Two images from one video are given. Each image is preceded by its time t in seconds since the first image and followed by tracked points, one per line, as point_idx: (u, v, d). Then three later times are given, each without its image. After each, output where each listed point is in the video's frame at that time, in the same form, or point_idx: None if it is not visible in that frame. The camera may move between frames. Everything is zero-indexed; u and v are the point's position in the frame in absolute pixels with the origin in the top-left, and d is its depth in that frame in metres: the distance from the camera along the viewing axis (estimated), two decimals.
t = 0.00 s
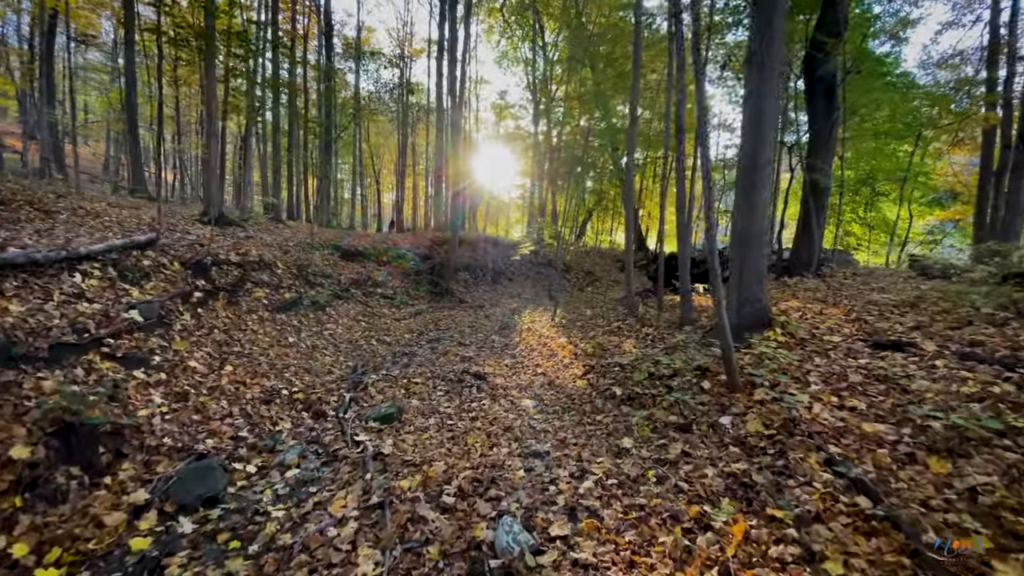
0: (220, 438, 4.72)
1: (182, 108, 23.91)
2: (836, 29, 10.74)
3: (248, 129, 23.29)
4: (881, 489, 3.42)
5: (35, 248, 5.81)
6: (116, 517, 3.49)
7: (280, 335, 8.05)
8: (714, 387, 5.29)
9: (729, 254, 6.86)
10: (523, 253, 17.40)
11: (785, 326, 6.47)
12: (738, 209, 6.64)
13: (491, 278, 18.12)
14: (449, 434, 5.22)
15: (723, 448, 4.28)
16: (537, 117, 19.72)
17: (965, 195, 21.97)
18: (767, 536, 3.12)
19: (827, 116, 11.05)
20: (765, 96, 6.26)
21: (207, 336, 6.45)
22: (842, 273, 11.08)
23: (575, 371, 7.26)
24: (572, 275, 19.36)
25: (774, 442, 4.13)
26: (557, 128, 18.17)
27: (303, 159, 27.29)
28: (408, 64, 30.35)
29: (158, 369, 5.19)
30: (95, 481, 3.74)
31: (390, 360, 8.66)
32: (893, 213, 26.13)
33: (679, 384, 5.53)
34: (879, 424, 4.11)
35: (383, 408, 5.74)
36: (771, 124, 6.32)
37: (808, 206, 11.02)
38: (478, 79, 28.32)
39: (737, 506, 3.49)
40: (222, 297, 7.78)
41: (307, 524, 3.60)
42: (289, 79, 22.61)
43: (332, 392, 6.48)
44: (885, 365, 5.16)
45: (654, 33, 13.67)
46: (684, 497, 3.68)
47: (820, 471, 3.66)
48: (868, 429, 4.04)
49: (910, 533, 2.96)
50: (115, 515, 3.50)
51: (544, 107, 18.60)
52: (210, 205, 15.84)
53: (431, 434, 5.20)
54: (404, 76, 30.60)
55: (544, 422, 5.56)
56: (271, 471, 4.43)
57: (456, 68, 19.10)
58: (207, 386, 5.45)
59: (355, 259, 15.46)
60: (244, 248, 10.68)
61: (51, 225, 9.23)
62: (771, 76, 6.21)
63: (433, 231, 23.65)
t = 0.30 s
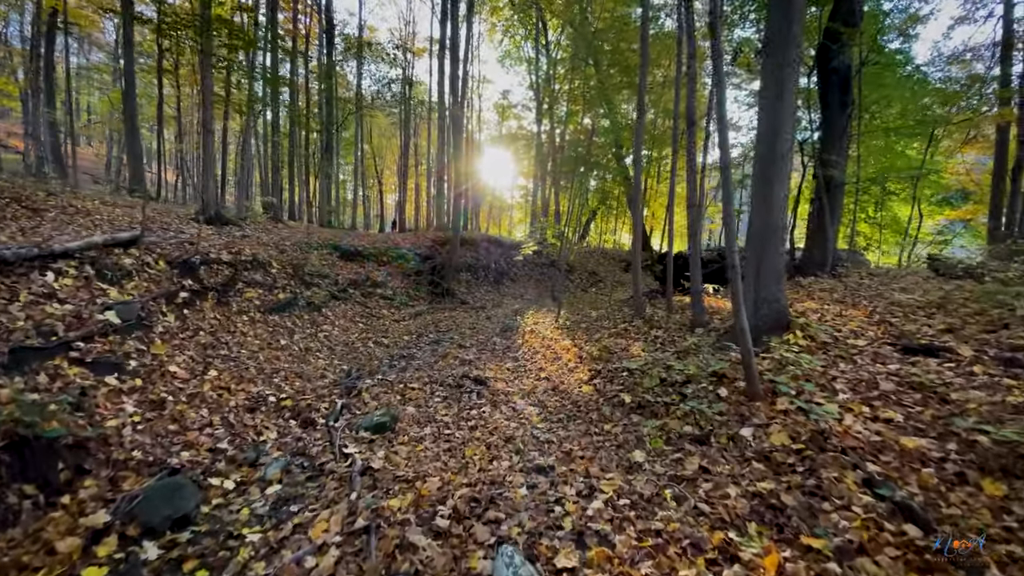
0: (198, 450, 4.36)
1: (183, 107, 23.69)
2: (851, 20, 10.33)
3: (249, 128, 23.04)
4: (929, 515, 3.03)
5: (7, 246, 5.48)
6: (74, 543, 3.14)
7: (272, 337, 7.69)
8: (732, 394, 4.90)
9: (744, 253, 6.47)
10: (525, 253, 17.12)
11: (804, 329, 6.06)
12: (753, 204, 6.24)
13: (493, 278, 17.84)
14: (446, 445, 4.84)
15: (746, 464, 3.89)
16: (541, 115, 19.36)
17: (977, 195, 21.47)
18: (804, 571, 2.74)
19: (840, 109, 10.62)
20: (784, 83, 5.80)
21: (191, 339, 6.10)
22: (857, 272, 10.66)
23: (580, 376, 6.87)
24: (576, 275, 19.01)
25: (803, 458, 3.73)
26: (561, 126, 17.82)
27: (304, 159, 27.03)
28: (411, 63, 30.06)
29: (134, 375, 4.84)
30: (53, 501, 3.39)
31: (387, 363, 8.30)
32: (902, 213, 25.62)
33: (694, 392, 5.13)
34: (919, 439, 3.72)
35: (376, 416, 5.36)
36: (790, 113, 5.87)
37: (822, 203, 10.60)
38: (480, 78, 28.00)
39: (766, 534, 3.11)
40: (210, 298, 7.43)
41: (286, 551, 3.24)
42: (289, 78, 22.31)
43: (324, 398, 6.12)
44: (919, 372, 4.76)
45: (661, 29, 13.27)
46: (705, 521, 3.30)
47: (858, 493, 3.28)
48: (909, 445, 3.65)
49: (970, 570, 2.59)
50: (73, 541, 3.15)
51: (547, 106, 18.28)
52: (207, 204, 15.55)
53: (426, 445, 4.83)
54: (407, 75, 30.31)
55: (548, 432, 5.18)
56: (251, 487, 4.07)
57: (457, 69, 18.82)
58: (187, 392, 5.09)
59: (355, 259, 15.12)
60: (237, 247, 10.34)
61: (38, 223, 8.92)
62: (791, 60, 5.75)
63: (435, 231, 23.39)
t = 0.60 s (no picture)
0: (175, 464, 4.06)
1: (183, 107, 23.51)
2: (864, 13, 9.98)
3: (250, 129, 22.83)
4: (981, 543, 2.69)
5: None
6: (26, 570, 2.85)
7: (264, 341, 7.40)
8: (748, 404, 4.57)
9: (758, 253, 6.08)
10: (528, 254, 16.83)
11: (823, 334, 5.73)
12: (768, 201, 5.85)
13: (495, 280, 17.57)
14: (443, 458, 4.52)
15: (768, 482, 3.57)
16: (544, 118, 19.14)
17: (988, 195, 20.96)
18: None
19: (853, 105, 10.29)
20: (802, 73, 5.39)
21: (176, 343, 5.81)
22: (871, 274, 10.32)
23: (585, 381, 6.55)
24: (579, 276, 18.74)
25: (833, 478, 3.40)
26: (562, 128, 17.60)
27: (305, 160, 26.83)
28: (413, 64, 29.85)
29: (110, 383, 4.55)
30: (7, 523, 3.09)
31: (383, 368, 7.97)
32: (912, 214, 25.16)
33: (708, 401, 4.78)
34: (959, 455, 3.39)
35: (368, 424, 5.04)
36: (807, 105, 5.47)
37: (835, 201, 10.27)
38: (483, 78, 27.71)
39: (797, 565, 2.78)
40: (200, 300, 7.15)
41: None
42: (292, 83, 22.23)
43: (316, 404, 5.83)
44: (953, 380, 4.42)
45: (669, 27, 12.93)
46: (726, 548, 2.98)
47: (897, 518, 2.96)
48: (949, 462, 3.33)
49: None
50: (26, 568, 2.85)
51: (551, 106, 17.98)
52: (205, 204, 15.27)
53: (421, 458, 4.51)
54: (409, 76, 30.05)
55: (552, 443, 4.85)
56: (231, 504, 3.77)
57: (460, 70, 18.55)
58: (168, 400, 4.80)
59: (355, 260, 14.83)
60: (231, 247, 10.05)
61: (26, 222, 8.66)
62: (808, 49, 5.36)
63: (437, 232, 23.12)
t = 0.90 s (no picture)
0: (142, 477, 3.73)
1: (183, 105, 23.28)
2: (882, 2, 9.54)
3: (249, 127, 22.54)
4: None
5: None
6: None
7: (253, 341, 7.06)
8: (769, 413, 4.18)
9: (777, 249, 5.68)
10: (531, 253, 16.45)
11: (846, 334, 5.32)
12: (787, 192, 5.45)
13: (498, 279, 17.22)
14: (436, 469, 4.15)
15: (795, 501, 3.20)
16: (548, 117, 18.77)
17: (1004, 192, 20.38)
18: None
19: (871, 96, 9.85)
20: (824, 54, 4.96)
21: (155, 344, 5.47)
22: (890, 272, 9.87)
23: (591, 385, 6.16)
24: (583, 276, 18.36)
25: (870, 498, 3.02)
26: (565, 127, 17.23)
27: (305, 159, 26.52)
28: (416, 62, 29.52)
29: (76, 388, 4.24)
30: None
31: (378, 370, 7.61)
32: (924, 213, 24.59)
33: (725, 408, 4.39)
34: (1013, 471, 2.99)
35: (356, 432, 4.68)
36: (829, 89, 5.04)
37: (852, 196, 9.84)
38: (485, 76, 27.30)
39: None
40: (186, 298, 6.82)
41: None
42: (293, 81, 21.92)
43: (303, 409, 5.47)
44: (996, 386, 4.01)
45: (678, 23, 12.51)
46: None
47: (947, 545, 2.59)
48: (1005, 479, 2.94)
49: None
50: None
51: (554, 104, 17.59)
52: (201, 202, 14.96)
53: (412, 469, 4.14)
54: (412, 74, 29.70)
55: (555, 453, 4.48)
56: (199, 522, 3.41)
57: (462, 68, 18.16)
58: (141, 404, 4.48)
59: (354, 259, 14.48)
60: (223, 244, 9.72)
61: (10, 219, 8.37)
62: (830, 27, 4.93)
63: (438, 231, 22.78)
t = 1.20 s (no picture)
0: (114, 499, 3.49)
1: (185, 106, 23.16)
2: None
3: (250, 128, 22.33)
4: None
5: None
6: None
7: (246, 348, 6.82)
8: (788, 431, 3.90)
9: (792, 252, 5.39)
10: (533, 255, 16.19)
11: (866, 344, 5.03)
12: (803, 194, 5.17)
13: (500, 281, 16.98)
14: (430, 492, 3.88)
15: (820, 534, 2.92)
16: (550, 118, 18.50)
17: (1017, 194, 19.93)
18: None
19: (884, 93, 9.55)
20: (844, 48, 4.70)
21: (138, 354, 5.24)
22: (904, 276, 9.54)
23: (596, 396, 5.88)
24: (586, 278, 18.10)
25: (905, 533, 2.74)
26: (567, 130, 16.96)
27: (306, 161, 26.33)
28: (419, 63, 29.31)
29: (50, 402, 4.05)
30: None
31: (375, 377, 7.36)
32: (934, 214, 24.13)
33: (740, 425, 4.11)
34: None
35: (347, 448, 4.42)
36: (850, 83, 4.75)
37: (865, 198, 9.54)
38: (488, 77, 27.04)
39: None
40: (176, 304, 6.59)
41: None
42: (294, 83, 21.77)
43: (293, 421, 5.23)
44: None
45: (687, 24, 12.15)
46: None
47: None
48: None
49: None
50: None
51: (557, 105, 17.29)
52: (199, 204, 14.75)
53: (405, 490, 3.89)
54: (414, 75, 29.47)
55: (557, 472, 4.21)
56: (173, 551, 3.16)
57: (464, 69, 17.90)
58: (119, 419, 4.25)
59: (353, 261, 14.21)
60: (218, 247, 9.49)
61: None
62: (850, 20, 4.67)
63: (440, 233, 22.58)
